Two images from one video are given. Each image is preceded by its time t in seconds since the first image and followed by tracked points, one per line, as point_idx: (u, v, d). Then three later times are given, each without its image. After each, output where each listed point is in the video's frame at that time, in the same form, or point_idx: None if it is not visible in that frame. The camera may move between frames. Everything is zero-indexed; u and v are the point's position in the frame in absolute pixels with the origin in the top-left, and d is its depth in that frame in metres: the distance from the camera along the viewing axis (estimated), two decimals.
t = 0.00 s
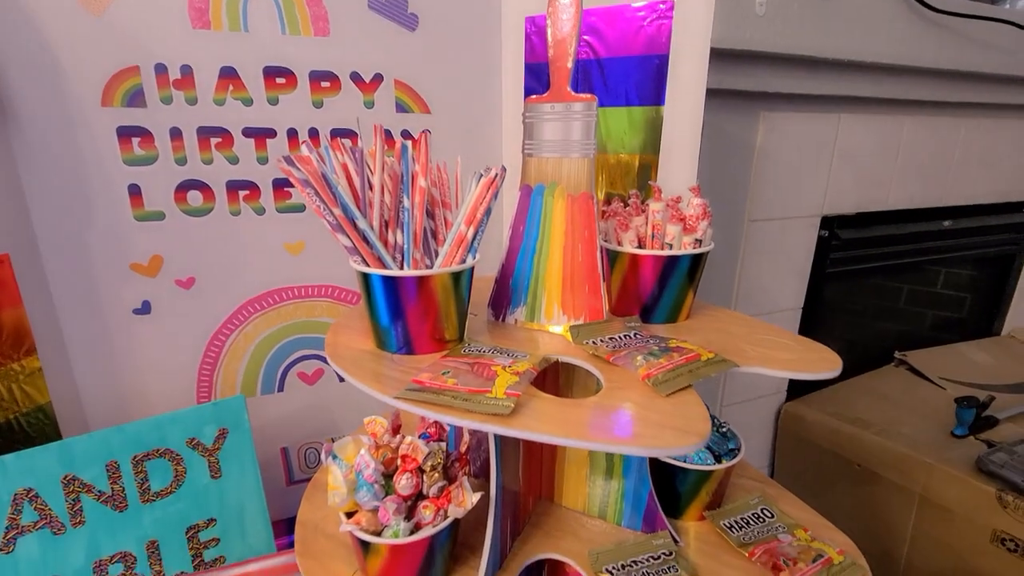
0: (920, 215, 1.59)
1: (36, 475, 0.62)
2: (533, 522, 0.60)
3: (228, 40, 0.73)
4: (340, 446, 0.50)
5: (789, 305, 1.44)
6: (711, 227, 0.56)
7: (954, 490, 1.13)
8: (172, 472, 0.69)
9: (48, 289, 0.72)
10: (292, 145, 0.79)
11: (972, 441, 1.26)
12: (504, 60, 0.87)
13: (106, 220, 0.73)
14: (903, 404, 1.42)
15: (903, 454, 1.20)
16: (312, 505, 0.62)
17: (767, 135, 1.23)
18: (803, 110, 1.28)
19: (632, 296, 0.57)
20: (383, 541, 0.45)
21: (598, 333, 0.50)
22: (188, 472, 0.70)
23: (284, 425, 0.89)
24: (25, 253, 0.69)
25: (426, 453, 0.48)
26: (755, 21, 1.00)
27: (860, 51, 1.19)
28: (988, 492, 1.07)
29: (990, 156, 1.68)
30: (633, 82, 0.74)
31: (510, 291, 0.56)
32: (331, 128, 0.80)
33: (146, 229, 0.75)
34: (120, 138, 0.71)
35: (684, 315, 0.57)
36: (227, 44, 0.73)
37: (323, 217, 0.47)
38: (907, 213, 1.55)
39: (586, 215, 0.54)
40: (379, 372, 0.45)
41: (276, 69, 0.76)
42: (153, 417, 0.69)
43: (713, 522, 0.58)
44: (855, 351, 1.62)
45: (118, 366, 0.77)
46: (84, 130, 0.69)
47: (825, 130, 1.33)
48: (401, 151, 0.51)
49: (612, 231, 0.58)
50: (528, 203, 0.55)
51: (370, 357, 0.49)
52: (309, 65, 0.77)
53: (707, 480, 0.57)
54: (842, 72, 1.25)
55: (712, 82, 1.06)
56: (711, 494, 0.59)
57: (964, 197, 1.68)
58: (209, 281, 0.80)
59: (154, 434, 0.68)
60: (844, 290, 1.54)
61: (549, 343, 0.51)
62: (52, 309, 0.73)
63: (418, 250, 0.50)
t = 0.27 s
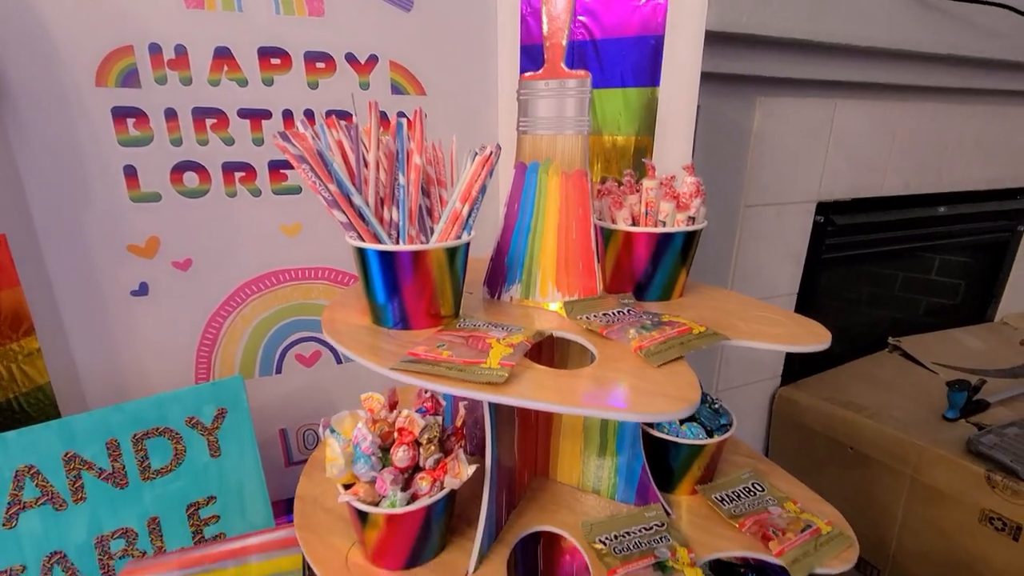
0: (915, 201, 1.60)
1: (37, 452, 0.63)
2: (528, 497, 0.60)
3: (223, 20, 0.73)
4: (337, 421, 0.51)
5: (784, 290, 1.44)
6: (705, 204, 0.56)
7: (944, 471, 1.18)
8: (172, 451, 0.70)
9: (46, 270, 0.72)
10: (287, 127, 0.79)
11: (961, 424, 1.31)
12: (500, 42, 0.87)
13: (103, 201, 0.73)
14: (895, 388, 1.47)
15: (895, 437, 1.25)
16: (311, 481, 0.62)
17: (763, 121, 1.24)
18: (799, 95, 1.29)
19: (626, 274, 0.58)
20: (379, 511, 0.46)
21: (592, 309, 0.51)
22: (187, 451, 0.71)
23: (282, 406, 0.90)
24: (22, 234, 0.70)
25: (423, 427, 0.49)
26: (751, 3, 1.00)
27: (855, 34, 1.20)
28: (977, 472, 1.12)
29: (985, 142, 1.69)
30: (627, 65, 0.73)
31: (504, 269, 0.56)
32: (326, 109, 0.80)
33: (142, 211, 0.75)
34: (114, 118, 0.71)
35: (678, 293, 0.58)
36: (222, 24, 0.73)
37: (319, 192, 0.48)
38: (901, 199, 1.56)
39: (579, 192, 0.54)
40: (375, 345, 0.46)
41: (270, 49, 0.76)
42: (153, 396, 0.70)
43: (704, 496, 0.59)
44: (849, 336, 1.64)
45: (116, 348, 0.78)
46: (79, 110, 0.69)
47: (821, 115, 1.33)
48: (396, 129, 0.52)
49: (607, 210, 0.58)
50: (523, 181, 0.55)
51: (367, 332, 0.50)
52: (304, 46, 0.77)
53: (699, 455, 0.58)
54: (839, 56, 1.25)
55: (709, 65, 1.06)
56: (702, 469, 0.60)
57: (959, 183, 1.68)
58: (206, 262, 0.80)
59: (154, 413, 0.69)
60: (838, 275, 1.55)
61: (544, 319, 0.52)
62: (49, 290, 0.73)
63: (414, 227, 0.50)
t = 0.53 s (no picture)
0: (907, 191, 1.62)
1: (41, 434, 0.64)
2: (522, 475, 0.62)
3: (219, 8, 0.73)
4: (336, 400, 0.53)
5: (777, 278, 1.46)
6: (694, 190, 0.57)
7: (933, 456, 1.22)
8: (174, 434, 0.71)
9: (46, 257, 0.73)
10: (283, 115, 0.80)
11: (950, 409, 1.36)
12: (494, 30, 0.88)
13: (101, 188, 0.74)
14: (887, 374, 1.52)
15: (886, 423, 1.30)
16: (311, 462, 0.64)
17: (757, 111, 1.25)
18: (792, 84, 1.29)
19: (617, 258, 0.59)
20: (377, 485, 0.48)
21: (584, 291, 0.52)
22: (188, 434, 0.72)
23: (282, 392, 0.91)
24: (22, 221, 0.70)
25: (419, 405, 0.51)
26: None
27: (848, 23, 1.20)
28: (966, 457, 1.16)
29: (978, 132, 1.70)
30: (621, 53, 0.74)
31: (499, 254, 0.57)
32: (322, 97, 0.81)
33: (140, 198, 0.76)
34: (112, 106, 0.72)
35: (668, 277, 0.59)
36: (218, 12, 0.73)
37: (316, 177, 0.49)
38: (893, 188, 1.57)
39: (572, 176, 0.55)
40: (372, 325, 0.47)
41: (266, 37, 0.76)
42: (154, 381, 0.71)
43: (694, 474, 0.61)
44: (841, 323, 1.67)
45: (116, 334, 0.79)
46: (77, 98, 0.70)
47: (814, 104, 1.34)
48: (391, 115, 0.53)
49: (599, 195, 0.60)
50: (516, 166, 0.57)
51: (364, 314, 0.51)
52: (299, 33, 0.78)
53: (688, 435, 0.60)
54: (832, 46, 1.25)
55: (702, 55, 1.07)
56: (692, 448, 0.61)
57: (951, 172, 1.70)
58: (205, 250, 0.81)
59: (155, 397, 0.70)
60: (831, 264, 1.57)
61: (537, 300, 0.53)
62: (50, 277, 0.73)
63: (409, 211, 0.52)
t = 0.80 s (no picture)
0: (901, 181, 1.63)
1: (48, 418, 0.65)
2: (521, 456, 0.64)
3: None
4: (338, 382, 0.54)
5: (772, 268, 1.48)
6: (689, 176, 0.59)
7: (926, 442, 1.29)
8: (178, 418, 0.72)
9: (49, 245, 0.73)
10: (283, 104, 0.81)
11: (942, 397, 1.40)
12: (491, 19, 0.89)
13: (104, 177, 0.74)
14: (880, 363, 1.56)
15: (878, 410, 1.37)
16: (314, 445, 0.65)
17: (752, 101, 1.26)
18: (788, 75, 1.30)
19: (613, 244, 0.60)
20: (380, 463, 0.49)
21: (581, 275, 0.54)
22: (193, 418, 0.73)
23: (283, 379, 0.92)
24: (26, 209, 0.71)
25: (420, 386, 0.52)
26: None
27: (842, 14, 1.22)
28: (956, 442, 1.24)
29: (972, 123, 1.71)
30: (618, 41, 0.74)
31: (498, 240, 0.59)
32: (321, 86, 0.82)
33: (141, 187, 0.76)
34: (113, 95, 0.72)
35: (663, 262, 0.61)
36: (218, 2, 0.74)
37: (318, 162, 0.50)
38: (887, 179, 1.59)
39: (569, 162, 0.57)
40: (374, 307, 0.49)
41: (266, 26, 0.77)
42: (158, 366, 0.72)
43: (688, 454, 0.62)
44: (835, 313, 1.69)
45: (120, 322, 0.79)
46: (79, 87, 0.71)
47: (809, 95, 1.35)
48: (391, 102, 0.54)
49: (595, 182, 0.61)
50: (514, 152, 0.58)
51: (366, 298, 0.52)
52: (299, 23, 0.78)
53: (682, 416, 0.61)
54: (827, 36, 1.26)
55: (697, 45, 1.08)
56: (685, 430, 0.63)
57: (946, 163, 1.71)
58: (206, 238, 0.81)
59: (160, 382, 0.72)
60: (826, 253, 1.58)
61: (535, 284, 0.55)
62: (53, 265, 0.74)
63: (409, 197, 0.53)
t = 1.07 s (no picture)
0: (896, 170, 1.65)
1: (54, 400, 0.67)
2: (519, 436, 0.65)
3: None
4: (340, 361, 0.55)
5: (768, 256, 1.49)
6: (683, 160, 0.59)
7: (918, 426, 1.32)
8: (182, 401, 0.74)
9: (52, 231, 0.74)
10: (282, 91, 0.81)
11: (934, 381, 1.43)
12: (488, 7, 0.89)
13: (105, 163, 0.75)
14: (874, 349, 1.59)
15: (872, 397, 1.39)
16: (316, 427, 0.66)
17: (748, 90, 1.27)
18: (783, 63, 1.31)
19: (608, 228, 0.61)
20: (381, 439, 0.51)
21: (578, 256, 0.55)
22: (196, 401, 0.75)
23: (284, 365, 0.93)
24: (28, 195, 0.72)
25: (420, 364, 0.53)
26: None
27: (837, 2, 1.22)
28: (947, 426, 1.26)
29: (967, 112, 1.72)
30: (613, 27, 0.74)
31: (495, 223, 0.60)
32: (319, 73, 0.83)
33: (142, 173, 0.77)
34: (113, 82, 0.73)
35: (657, 245, 0.62)
36: None
37: (318, 145, 0.51)
38: (882, 168, 1.60)
39: (565, 145, 0.58)
40: (374, 287, 0.50)
41: (264, 13, 0.78)
42: (161, 350, 0.74)
43: (682, 433, 0.64)
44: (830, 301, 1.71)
45: (122, 308, 0.80)
46: (79, 74, 0.71)
47: (805, 83, 1.36)
48: (390, 87, 0.54)
49: (591, 166, 0.62)
50: (511, 136, 0.59)
51: (367, 280, 0.53)
52: (297, 10, 0.79)
53: (676, 397, 0.63)
54: (822, 24, 1.27)
55: (692, 33, 1.08)
56: (680, 409, 0.64)
57: (940, 151, 1.72)
58: (207, 225, 0.82)
59: (163, 365, 0.73)
60: (821, 241, 1.60)
61: (532, 265, 0.56)
62: (56, 251, 0.75)
63: (408, 180, 0.53)
